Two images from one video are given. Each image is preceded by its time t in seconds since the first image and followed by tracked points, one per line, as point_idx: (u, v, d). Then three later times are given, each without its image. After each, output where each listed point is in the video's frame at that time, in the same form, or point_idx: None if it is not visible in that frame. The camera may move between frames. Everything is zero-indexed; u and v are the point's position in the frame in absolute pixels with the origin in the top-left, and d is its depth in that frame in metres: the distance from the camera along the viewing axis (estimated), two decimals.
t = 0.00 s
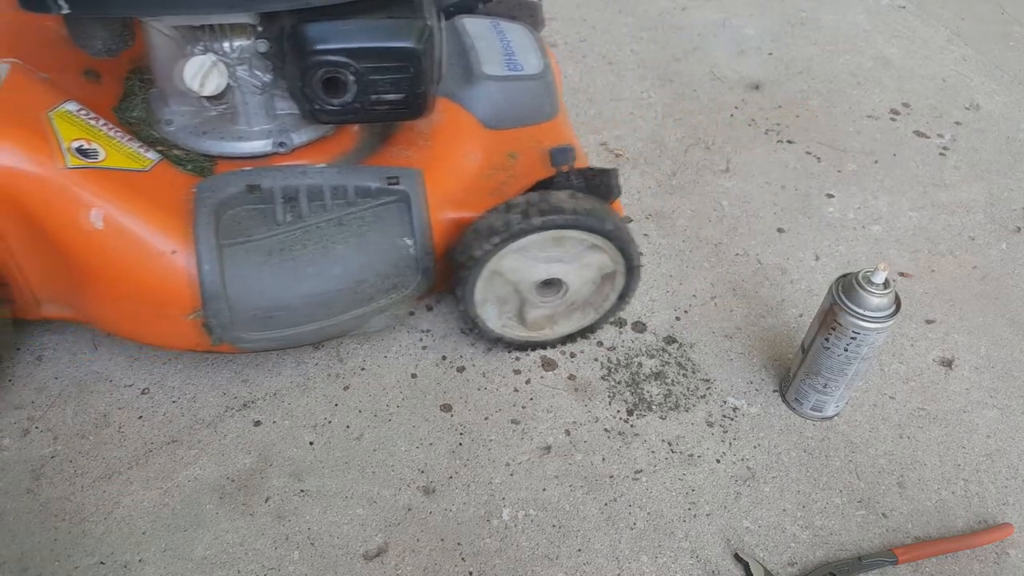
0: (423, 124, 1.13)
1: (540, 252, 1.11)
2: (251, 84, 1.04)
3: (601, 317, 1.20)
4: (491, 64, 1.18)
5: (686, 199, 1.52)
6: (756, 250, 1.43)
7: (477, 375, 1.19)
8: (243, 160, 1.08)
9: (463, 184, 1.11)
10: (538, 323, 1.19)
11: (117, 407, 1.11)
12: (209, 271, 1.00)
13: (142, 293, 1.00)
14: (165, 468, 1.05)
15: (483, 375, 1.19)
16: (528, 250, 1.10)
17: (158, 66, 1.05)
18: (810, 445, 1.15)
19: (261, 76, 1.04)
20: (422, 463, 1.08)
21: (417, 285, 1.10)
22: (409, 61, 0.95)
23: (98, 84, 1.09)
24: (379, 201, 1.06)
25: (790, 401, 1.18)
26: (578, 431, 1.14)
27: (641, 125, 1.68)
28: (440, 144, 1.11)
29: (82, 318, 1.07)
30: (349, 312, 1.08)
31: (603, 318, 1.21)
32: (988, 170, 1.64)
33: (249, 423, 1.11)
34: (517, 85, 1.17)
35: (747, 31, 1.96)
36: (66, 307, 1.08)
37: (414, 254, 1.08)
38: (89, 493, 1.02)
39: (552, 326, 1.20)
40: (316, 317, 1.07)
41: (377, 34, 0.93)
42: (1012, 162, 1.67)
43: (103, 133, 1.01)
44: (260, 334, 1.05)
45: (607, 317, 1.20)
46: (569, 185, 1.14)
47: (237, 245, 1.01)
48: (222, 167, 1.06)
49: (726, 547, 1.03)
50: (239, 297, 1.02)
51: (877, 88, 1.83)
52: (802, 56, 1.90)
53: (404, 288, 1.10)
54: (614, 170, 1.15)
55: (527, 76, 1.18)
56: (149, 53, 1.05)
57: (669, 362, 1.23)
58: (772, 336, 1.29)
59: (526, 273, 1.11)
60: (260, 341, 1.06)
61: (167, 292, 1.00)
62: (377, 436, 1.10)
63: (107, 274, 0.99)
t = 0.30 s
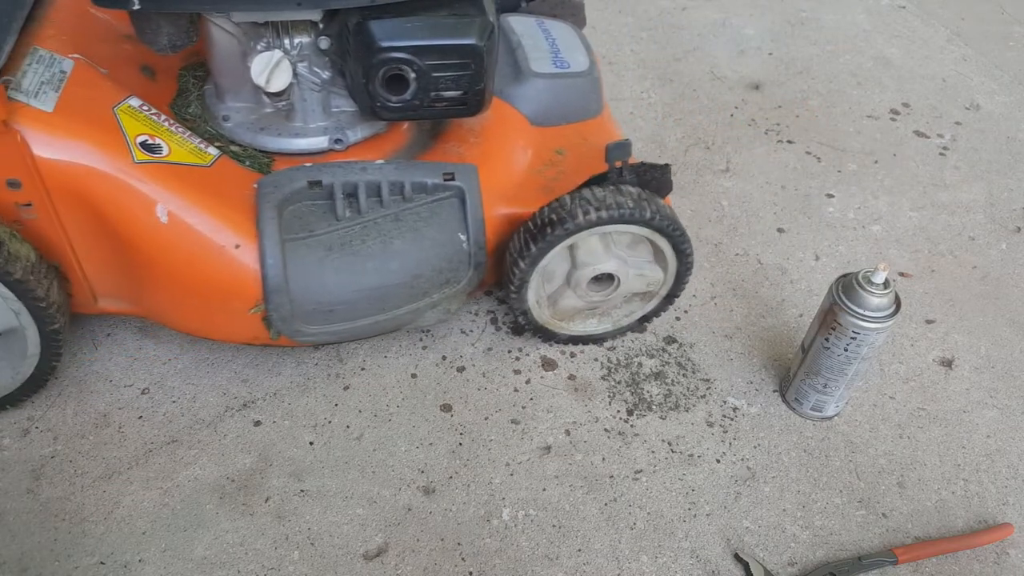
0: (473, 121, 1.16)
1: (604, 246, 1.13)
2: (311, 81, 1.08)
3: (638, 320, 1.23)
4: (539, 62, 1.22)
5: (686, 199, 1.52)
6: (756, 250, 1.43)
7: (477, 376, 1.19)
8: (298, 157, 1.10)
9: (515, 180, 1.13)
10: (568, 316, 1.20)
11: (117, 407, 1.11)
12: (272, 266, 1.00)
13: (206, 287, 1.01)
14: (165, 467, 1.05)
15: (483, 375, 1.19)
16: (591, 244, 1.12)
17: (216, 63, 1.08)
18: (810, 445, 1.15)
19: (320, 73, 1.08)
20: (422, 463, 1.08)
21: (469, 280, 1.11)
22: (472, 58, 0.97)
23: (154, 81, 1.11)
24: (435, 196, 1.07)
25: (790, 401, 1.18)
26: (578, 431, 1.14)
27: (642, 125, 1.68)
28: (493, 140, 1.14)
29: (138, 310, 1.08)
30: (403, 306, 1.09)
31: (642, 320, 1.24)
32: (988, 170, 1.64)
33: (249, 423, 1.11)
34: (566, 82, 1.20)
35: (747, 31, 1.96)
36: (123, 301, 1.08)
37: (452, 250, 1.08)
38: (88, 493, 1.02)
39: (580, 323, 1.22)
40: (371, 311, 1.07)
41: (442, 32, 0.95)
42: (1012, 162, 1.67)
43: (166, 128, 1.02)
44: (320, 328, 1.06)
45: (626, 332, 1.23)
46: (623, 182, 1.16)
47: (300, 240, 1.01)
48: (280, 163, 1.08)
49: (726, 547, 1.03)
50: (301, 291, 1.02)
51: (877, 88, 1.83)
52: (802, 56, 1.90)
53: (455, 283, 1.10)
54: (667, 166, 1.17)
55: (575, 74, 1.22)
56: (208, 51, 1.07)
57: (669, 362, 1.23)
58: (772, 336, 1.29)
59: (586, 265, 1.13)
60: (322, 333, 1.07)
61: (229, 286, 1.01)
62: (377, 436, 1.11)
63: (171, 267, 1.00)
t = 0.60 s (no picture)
0: (479, 121, 1.16)
1: (613, 245, 1.13)
2: (318, 81, 1.07)
3: (641, 320, 1.23)
4: (545, 61, 1.22)
5: (685, 199, 1.52)
6: (756, 250, 1.43)
7: (477, 375, 1.19)
8: (305, 156, 1.10)
9: (522, 180, 1.13)
10: (573, 314, 1.20)
11: (117, 407, 1.11)
12: (280, 266, 1.00)
13: (214, 287, 1.01)
14: (165, 467, 1.05)
15: (483, 375, 1.19)
16: (600, 242, 1.12)
17: (223, 63, 1.08)
18: (810, 445, 1.15)
19: (327, 73, 1.07)
20: (422, 463, 1.08)
21: (474, 280, 1.11)
22: (479, 57, 0.97)
23: (161, 81, 1.12)
24: (441, 196, 1.07)
25: (790, 401, 1.18)
26: (578, 431, 1.14)
27: (642, 125, 1.68)
28: (498, 140, 1.14)
29: (144, 310, 1.08)
30: (410, 306, 1.09)
31: (646, 322, 1.23)
32: (988, 170, 1.64)
33: (249, 423, 1.11)
34: (572, 82, 1.20)
35: (747, 31, 1.96)
36: (129, 301, 1.08)
37: (457, 250, 1.08)
38: (88, 493, 1.02)
39: (584, 322, 1.22)
40: (378, 310, 1.07)
41: (450, 31, 0.95)
42: (1012, 162, 1.67)
43: (173, 127, 1.02)
44: (326, 327, 1.06)
45: (626, 332, 1.23)
46: (629, 181, 1.15)
47: (306, 240, 1.01)
48: (287, 163, 1.09)
49: (726, 547, 1.03)
50: (307, 290, 1.02)
51: (877, 88, 1.83)
52: (802, 56, 1.90)
53: (462, 283, 1.11)
54: (673, 165, 1.18)
55: (580, 74, 1.22)
56: (216, 52, 1.07)
57: (669, 362, 1.23)
58: (772, 336, 1.29)
59: (595, 262, 1.12)
60: (327, 333, 1.07)
61: (237, 285, 1.01)
62: (377, 436, 1.11)
63: (179, 267, 1.00)
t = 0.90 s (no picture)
0: (479, 121, 1.16)
1: (612, 245, 1.13)
2: (317, 81, 1.07)
3: (641, 321, 1.23)
4: (545, 61, 1.22)
5: (686, 199, 1.52)
6: (756, 250, 1.43)
7: (477, 376, 1.19)
8: (305, 156, 1.10)
9: (522, 181, 1.13)
10: (573, 314, 1.20)
11: (117, 407, 1.11)
12: (280, 266, 1.00)
13: (214, 287, 1.01)
14: (165, 468, 1.05)
15: (483, 375, 1.19)
16: (600, 242, 1.12)
17: (223, 63, 1.08)
18: (810, 445, 1.15)
19: (327, 73, 1.07)
20: (422, 463, 1.08)
21: (474, 280, 1.11)
22: (479, 57, 0.97)
23: (161, 80, 1.12)
24: (442, 196, 1.07)
25: (790, 401, 1.18)
26: (578, 431, 1.14)
27: (642, 125, 1.68)
28: (498, 140, 1.14)
29: (143, 309, 1.08)
30: (410, 306, 1.09)
31: (646, 322, 1.23)
32: (988, 170, 1.64)
33: (249, 423, 1.11)
34: (572, 82, 1.20)
35: (747, 31, 1.96)
36: (129, 301, 1.08)
37: (457, 250, 1.08)
38: (88, 493, 1.02)
39: (584, 322, 1.22)
40: (379, 310, 1.07)
41: (449, 31, 0.95)
42: (1012, 162, 1.67)
43: (173, 127, 1.02)
44: (327, 327, 1.06)
45: (626, 332, 1.23)
46: (629, 181, 1.15)
47: (307, 240, 1.01)
48: (287, 163, 1.09)
49: (726, 547, 1.03)
50: (307, 290, 1.02)
51: (877, 88, 1.83)
52: (802, 56, 1.90)
53: (462, 283, 1.11)
54: (673, 165, 1.17)
55: (581, 74, 1.22)
56: (216, 52, 1.07)
57: (669, 362, 1.23)
58: (772, 336, 1.29)
59: (595, 262, 1.12)
60: (328, 333, 1.07)
61: (237, 285, 1.01)
62: (377, 436, 1.10)
63: (179, 267, 1.00)
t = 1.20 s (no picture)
0: (480, 121, 1.17)
1: (611, 245, 1.13)
2: (318, 81, 1.07)
3: (641, 321, 1.23)
4: (545, 61, 1.24)
5: (685, 199, 1.52)
6: (756, 250, 1.43)
7: (477, 376, 1.19)
8: (306, 156, 1.10)
9: (522, 181, 1.14)
10: (572, 314, 1.20)
11: (117, 407, 1.11)
12: (280, 266, 1.00)
13: (214, 287, 1.01)
14: (165, 467, 1.05)
15: (483, 375, 1.19)
16: (600, 242, 1.12)
17: (223, 63, 1.08)
18: (810, 445, 1.15)
19: (327, 73, 1.08)
20: (422, 463, 1.08)
21: (474, 280, 1.11)
22: (479, 57, 0.97)
23: (161, 80, 1.12)
24: (442, 196, 1.07)
25: (790, 401, 1.18)
26: (578, 431, 1.14)
27: (642, 125, 1.68)
28: (498, 140, 1.15)
29: (143, 309, 1.08)
30: (410, 306, 1.09)
31: (646, 322, 1.23)
32: (988, 170, 1.64)
33: (249, 423, 1.11)
34: (572, 82, 1.22)
35: (747, 31, 1.96)
36: (129, 301, 1.08)
37: (457, 250, 1.08)
38: (88, 493, 1.02)
39: (583, 322, 1.22)
40: (380, 310, 1.07)
41: (449, 31, 0.95)
42: (1012, 162, 1.67)
43: (173, 127, 1.02)
44: (327, 327, 1.06)
45: (626, 332, 1.23)
46: (629, 182, 1.14)
47: (307, 240, 1.01)
48: (287, 163, 1.09)
49: (726, 547, 1.03)
50: (307, 290, 1.02)
51: (877, 88, 1.83)
52: (802, 56, 1.90)
53: (462, 283, 1.11)
54: (673, 166, 1.16)
55: (580, 74, 1.24)
56: (217, 53, 1.07)
57: (669, 362, 1.23)
58: (772, 335, 1.29)
59: (594, 262, 1.12)
60: (328, 333, 1.07)
61: (237, 285, 1.01)
62: (377, 436, 1.10)
63: (178, 267, 1.00)
